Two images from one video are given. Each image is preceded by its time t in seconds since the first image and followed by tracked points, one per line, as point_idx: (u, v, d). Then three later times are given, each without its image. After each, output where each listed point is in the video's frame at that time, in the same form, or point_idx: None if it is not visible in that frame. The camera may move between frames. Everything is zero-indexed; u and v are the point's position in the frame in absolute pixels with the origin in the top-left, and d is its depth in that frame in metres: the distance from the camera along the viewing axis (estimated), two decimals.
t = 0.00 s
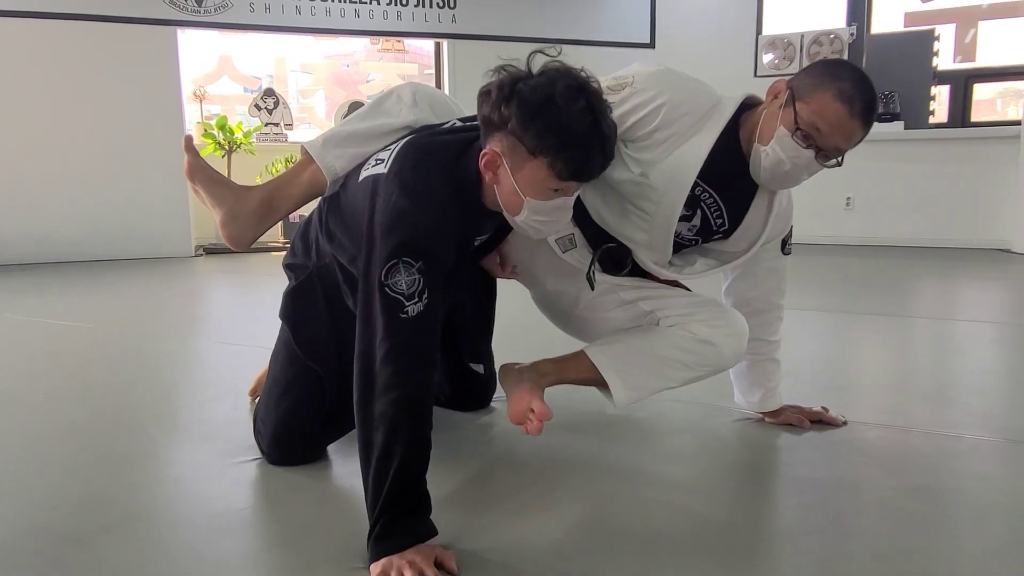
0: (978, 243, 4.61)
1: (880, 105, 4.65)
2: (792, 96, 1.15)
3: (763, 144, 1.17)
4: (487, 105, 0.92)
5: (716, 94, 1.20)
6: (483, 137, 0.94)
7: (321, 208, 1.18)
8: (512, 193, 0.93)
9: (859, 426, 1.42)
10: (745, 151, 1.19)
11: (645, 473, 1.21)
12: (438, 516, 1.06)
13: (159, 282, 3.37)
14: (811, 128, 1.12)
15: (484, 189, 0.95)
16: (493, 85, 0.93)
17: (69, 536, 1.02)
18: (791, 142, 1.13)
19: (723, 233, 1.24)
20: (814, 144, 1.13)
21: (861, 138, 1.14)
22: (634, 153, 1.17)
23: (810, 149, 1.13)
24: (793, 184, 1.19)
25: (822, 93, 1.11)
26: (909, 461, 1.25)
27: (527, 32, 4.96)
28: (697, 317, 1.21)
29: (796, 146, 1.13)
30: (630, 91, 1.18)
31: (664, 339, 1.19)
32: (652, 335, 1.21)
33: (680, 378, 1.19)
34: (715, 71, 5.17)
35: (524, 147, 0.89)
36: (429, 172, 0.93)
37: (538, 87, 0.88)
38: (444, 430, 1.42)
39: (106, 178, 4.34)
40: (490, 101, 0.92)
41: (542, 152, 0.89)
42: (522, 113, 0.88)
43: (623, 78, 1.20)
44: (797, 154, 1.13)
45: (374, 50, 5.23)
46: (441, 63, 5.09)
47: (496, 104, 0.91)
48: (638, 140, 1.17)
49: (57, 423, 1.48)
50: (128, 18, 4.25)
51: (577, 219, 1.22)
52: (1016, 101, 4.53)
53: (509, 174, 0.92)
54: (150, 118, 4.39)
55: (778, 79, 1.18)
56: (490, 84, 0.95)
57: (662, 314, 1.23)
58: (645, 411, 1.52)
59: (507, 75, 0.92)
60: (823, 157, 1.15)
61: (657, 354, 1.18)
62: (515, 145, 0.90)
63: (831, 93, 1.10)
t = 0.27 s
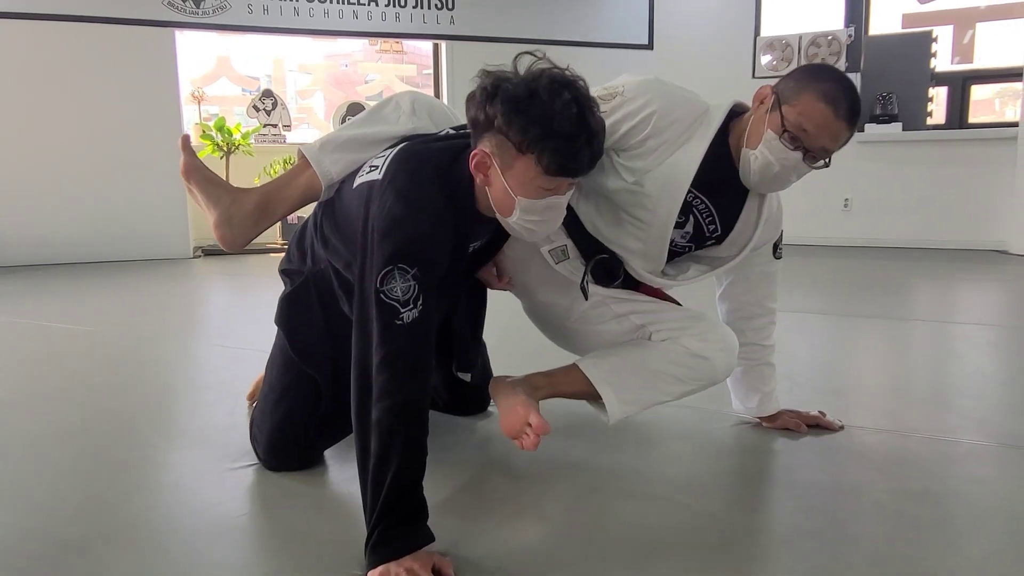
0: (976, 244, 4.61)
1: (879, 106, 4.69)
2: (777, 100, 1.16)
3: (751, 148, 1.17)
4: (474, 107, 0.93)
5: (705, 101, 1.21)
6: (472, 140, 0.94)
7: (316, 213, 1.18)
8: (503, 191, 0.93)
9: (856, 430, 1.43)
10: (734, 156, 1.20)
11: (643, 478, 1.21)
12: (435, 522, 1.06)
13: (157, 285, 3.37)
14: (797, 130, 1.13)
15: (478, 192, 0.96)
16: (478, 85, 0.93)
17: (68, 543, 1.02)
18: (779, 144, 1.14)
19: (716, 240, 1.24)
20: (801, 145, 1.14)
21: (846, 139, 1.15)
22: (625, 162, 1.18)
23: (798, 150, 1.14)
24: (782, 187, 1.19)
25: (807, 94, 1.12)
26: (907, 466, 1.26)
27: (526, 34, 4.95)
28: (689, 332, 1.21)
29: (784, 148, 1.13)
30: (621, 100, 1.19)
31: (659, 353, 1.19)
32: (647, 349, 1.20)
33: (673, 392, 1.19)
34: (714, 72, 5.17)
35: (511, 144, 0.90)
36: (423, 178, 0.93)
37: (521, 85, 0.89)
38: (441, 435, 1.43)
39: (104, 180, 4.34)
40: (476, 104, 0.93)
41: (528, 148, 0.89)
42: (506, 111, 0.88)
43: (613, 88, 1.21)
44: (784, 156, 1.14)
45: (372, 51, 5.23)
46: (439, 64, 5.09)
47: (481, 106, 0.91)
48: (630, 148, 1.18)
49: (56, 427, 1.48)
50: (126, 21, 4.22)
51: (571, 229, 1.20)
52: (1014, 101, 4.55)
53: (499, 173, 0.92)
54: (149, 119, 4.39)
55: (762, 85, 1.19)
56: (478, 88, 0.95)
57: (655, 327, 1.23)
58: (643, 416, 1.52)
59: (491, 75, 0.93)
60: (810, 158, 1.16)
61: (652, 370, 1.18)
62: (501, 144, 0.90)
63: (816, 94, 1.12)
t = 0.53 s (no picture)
0: (974, 244, 4.62)
1: (876, 106, 4.70)
2: (762, 100, 1.19)
3: (740, 147, 1.20)
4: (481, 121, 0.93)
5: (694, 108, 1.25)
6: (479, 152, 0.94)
7: (313, 219, 1.18)
8: (514, 204, 0.94)
9: (853, 434, 1.43)
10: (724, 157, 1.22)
11: (640, 482, 1.22)
12: (432, 527, 1.07)
13: (155, 286, 3.37)
14: (784, 126, 1.16)
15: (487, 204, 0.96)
16: (482, 99, 0.93)
17: (66, 547, 1.02)
18: (767, 140, 1.16)
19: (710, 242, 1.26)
20: (789, 141, 1.17)
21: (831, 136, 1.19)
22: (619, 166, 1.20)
23: (786, 145, 1.16)
24: (772, 185, 1.21)
25: (791, 92, 1.16)
26: (905, 470, 1.26)
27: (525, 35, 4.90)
28: (684, 338, 1.21)
29: (772, 144, 1.16)
30: (612, 107, 1.23)
31: (655, 361, 1.19)
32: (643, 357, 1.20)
33: (670, 399, 1.19)
34: (712, 72, 5.18)
35: (522, 159, 0.90)
36: (427, 184, 0.93)
37: (529, 99, 0.88)
38: (439, 440, 1.43)
39: (102, 181, 4.33)
40: (483, 118, 0.92)
41: (540, 162, 0.89)
42: (515, 126, 0.88)
43: (605, 97, 1.26)
44: (772, 151, 1.16)
45: (370, 51, 5.25)
46: (437, 63, 5.09)
47: (488, 120, 0.91)
48: (623, 152, 1.20)
49: (55, 430, 1.49)
50: (123, 21, 4.12)
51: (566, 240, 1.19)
52: (1012, 100, 4.54)
53: (510, 187, 0.92)
54: (147, 120, 4.38)
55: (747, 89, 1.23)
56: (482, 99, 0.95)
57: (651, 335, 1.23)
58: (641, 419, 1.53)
59: (495, 88, 0.93)
60: (798, 155, 1.18)
61: (648, 377, 1.18)
62: (511, 158, 0.90)
63: (801, 91, 1.15)
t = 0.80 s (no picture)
0: (973, 243, 4.62)
1: (874, 105, 4.70)
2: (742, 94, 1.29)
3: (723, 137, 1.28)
4: (498, 129, 0.93)
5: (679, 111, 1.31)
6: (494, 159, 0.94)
7: (312, 222, 1.18)
8: (532, 209, 0.95)
9: (851, 435, 1.43)
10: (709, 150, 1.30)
11: (639, 484, 1.22)
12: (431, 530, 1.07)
13: (154, 287, 3.37)
14: (764, 113, 1.25)
15: (501, 211, 0.97)
16: (498, 108, 0.93)
17: (66, 549, 1.02)
18: (749, 127, 1.24)
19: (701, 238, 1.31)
20: (769, 127, 1.25)
21: (807, 124, 1.28)
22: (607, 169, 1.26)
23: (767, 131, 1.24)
24: (755, 172, 1.27)
25: (768, 83, 1.26)
26: (904, 472, 1.26)
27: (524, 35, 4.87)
28: (682, 339, 1.21)
29: (754, 130, 1.24)
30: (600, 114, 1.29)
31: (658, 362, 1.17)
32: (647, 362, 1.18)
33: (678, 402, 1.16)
34: (710, 72, 5.18)
35: (544, 167, 0.91)
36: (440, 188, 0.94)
37: (549, 108, 0.89)
38: (438, 442, 1.43)
39: (101, 180, 4.33)
40: (501, 125, 0.92)
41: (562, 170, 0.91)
42: (538, 136, 0.89)
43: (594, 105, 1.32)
44: (755, 136, 1.23)
45: (368, 50, 5.27)
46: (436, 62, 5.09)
47: (507, 128, 0.91)
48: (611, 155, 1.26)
49: (55, 431, 1.49)
50: (126, 21, 4.12)
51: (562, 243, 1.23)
52: (1010, 98, 4.53)
53: (530, 194, 0.94)
54: (145, 119, 4.38)
55: (726, 88, 1.33)
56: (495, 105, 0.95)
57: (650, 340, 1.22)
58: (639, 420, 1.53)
59: (510, 96, 0.93)
60: (778, 141, 1.26)
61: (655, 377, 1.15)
62: (532, 167, 0.91)
63: (777, 80, 1.25)
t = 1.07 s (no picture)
0: (971, 242, 4.62)
1: (872, 105, 4.70)
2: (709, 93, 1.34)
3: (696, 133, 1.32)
4: (524, 137, 0.93)
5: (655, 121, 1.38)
6: (514, 167, 0.95)
7: (308, 223, 1.17)
8: (552, 217, 0.96)
9: (848, 438, 1.43)
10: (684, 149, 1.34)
11: (635, 489, 1.21)
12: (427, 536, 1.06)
13: (152, 287, 3.36)
14: (731, 105, 1.30)
15: (518, 218, 0.97)
16: (523, 117, 0.94)
17: (61, 555, 1.02)
18: (720, 119, 1.29)
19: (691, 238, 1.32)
20: (739, 117, 1.29)
21: (774, 115, 1.32)
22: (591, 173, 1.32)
23: (737, 120, 1.29)
24: (730, 162, 1.30)
25: (732, 80, 1.32)
26: (902, 477, 1.25)
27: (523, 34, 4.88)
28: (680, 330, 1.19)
29: (724, 121, 1.28)
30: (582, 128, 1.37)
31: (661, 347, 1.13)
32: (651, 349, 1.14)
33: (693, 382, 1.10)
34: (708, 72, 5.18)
35: (573, 175, 0.92)
36: (453, 195, 0.93)
37: (580, 119, 0.91)
38: (433, 447, 1.42)
39: (99, 180, 4.32)
40: (527, 133, 0.93)
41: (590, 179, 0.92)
42: (570, 145, 0.90)
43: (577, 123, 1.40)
44: (726, 126, 1.28)
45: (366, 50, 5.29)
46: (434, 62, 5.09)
47: (535, 136, 0.92)
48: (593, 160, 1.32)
49: (51, 435, 1.48)
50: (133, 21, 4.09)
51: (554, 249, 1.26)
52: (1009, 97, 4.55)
53: (555, 202, 0.95)
54: (143, 119, 4.37)
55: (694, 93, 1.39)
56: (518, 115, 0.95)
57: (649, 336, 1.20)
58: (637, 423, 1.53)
59: (535, 106, 0.94)
60: (749, 130, 1.30)
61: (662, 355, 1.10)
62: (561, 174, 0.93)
63: (740, 77, 1.31)
